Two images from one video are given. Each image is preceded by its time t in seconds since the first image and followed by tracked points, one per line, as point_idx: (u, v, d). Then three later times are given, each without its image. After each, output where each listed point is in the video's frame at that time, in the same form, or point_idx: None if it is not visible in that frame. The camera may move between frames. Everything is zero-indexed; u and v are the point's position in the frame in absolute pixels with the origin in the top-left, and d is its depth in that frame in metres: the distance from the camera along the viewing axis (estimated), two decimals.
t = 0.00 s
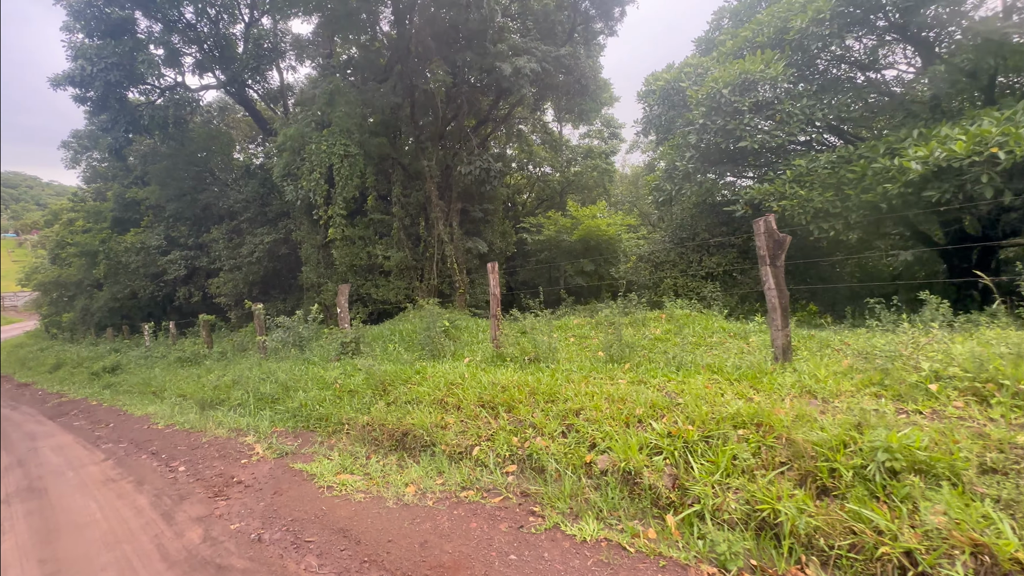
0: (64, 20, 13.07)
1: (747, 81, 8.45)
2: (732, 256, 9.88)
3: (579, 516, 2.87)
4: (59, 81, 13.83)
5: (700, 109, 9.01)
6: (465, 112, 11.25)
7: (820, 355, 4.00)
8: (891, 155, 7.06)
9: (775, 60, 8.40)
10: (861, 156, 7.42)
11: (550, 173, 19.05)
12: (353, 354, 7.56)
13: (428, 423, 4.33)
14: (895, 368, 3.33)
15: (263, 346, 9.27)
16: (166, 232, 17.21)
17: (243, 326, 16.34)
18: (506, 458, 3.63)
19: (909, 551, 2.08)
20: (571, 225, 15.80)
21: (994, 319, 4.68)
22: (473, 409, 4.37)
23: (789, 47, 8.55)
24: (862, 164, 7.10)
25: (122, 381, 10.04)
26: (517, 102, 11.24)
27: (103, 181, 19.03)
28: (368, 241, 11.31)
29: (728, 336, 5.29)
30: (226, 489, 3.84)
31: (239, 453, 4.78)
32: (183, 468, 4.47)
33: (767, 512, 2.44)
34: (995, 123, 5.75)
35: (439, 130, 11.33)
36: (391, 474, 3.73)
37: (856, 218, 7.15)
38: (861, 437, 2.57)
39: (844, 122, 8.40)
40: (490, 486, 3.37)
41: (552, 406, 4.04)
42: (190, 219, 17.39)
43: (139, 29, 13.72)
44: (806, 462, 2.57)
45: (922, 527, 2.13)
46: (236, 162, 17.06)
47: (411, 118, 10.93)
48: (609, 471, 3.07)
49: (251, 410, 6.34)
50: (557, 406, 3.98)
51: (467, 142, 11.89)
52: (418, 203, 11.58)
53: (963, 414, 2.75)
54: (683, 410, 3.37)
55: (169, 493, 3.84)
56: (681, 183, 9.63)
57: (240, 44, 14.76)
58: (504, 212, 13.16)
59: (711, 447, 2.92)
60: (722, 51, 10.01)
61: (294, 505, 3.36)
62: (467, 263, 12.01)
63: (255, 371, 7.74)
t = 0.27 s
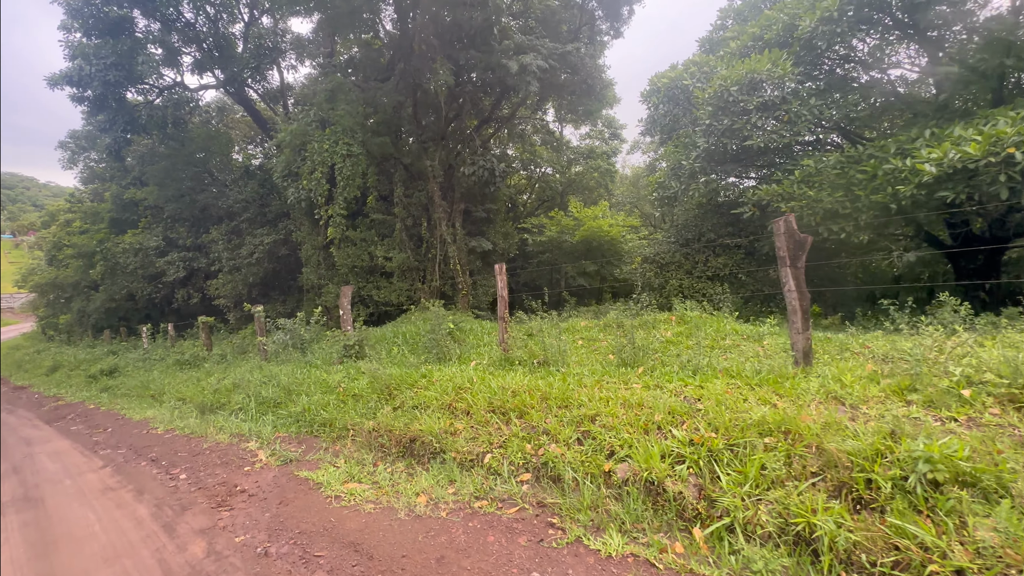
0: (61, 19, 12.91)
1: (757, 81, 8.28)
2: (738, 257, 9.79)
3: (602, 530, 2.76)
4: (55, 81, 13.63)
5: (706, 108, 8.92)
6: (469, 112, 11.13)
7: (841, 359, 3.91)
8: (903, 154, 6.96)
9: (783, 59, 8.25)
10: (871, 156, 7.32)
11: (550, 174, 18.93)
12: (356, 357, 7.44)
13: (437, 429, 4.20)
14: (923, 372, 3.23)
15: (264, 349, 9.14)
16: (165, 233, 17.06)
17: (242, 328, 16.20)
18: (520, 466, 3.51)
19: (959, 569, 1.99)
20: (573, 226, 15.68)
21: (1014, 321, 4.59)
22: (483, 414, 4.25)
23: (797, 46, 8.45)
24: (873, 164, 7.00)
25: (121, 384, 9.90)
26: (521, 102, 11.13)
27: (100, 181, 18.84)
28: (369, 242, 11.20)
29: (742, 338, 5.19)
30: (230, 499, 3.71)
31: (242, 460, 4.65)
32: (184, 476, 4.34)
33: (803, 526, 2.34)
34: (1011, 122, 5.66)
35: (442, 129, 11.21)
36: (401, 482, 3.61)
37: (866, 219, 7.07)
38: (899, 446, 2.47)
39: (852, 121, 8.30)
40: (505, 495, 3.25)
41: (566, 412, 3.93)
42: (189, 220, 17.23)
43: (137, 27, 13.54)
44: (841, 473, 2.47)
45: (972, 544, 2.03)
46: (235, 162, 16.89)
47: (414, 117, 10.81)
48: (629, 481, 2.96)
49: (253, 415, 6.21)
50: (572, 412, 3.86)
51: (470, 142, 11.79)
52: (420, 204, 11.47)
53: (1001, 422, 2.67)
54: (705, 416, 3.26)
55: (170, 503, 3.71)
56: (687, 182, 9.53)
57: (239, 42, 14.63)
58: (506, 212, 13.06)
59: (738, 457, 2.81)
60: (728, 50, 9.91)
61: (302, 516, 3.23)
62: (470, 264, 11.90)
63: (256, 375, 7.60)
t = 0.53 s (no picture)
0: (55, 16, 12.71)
1: (762, 78, 8.24)
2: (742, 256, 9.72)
3: (623, 538, 2.66)
4: (49, 79, 13.43)
5: (710, 107, 8.89)
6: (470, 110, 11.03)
7: (859, 359, 3.82)
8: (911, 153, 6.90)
9: (788, 57, 8.15)
10: (877, 154, 7.26)
11: (549, 174, 18.83)
12: (357, 358, 7.31)
13: (443, 431, 4.09)
14: (948, 372, 3.14)
15: (262, 350, 9.00)
16: (161, 233, 16.87)
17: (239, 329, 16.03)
18: (530, 470, 3.40)
19: None
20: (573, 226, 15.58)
21: None
22: (490, 417, 4.13)
23: (801, 44, 8.37)
24: (880, 162, 6.94)
25: (116, 386, 9.73)
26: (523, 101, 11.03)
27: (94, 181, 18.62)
28: (369, 242, 11.07)
29: (752, 339, 5.09)
30: (230, 505, 3.59)
31: (242, 464, 4.52)
32: (182, 481, 4.21)
33: (835, 534, 2.24)
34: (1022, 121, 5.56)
35: (443, 128, 11.11)
36: (408, 487, 3.51)
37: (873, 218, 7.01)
38: (934, 450, 2.38)
39: (857, 120, 8.23)
40: (517, 501, 3.15)
41: (576, 414, 3.82)
42: (185, 220, 17.04)
43: (133, 25, 13.34)
44: (872, 478, 2.38)
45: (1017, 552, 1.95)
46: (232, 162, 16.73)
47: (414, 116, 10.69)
48: (648, 486, 2.86)
49: (253, 418, 6.07)
50: (583, 415, 3.75)
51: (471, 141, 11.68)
52: (421, 203, 11.35)
53: None
54: (723, 419, 3.16)
55: (168, 509, 3.58)
56: (690, 181, 9.44)
57: (236, 41, 14.51)
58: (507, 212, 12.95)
59: (762, 460, 2.71)
60: (730, 49, 9.86)
61: (306, 524, 3.13)
62: (470, 264, 11.78)
63: (254, 376, 7.47)
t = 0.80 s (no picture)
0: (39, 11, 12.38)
1: (760, 80, 8.27)
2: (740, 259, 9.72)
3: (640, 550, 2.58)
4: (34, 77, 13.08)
5: (708, 108, 8.85)
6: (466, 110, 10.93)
7: (869, 363, 3.77)
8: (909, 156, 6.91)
9: (786, 60, 8.21)
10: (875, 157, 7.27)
11: (544, 176, 18.76)
12: (352, 361, 7.15)
13: (444, 437, 3.97)
14: (964, 375, 3.10)
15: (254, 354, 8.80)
16: (149, 234, 16.55)
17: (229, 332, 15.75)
18: (537, 477, 3.31)
19: None
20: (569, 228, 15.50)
21: None
22: (493, 421, 4.02)
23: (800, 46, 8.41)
24: (878, 164, 6.94)
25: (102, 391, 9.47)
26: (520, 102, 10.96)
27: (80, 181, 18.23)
28: (364, 243, 10.91)
29: (756, 342, 5.03)
30: (223, 517, 3.45)
31: (235, 472, 4.36)
32: (172, 491, 4.05)
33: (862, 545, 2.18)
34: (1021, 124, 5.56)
35: (439, 128, 10.99)
36: (411, 496, 3.40)
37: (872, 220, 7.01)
38: (959, 457, 2.34)
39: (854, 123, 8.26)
40: (526, 511, 3.06)
41: (583, 419, 3.73)
42: (174, 221, 16.73)
43: (121, 21, 13.05)
44: (896, 486, 2.34)
45: None
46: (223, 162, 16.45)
47: (411, 116, 10.56)
48: (662, 495, 2.78)
49: (245, 423, 5.90)
50: (591, 420, 3.66)
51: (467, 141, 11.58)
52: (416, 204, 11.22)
53: None
54: (737, 424, 3.09)
55: (158, 522, 3.43)
56: (687, 182, 9.40)
57: (227, 40, 14.27)
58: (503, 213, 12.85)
59: (780, 467, 2.64)
60: (728, 51, 9.87)
61: (305, 536, 3.03)
62: (466, 266, 11.67)
63: (246, 381, 7.28)
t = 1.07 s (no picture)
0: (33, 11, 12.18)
1: (765, 83, 8.21)
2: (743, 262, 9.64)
3: (665, 568, 2.48)
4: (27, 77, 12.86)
5: (712, 110, 8.79)
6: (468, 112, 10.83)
7: (889, 369, 3.67)
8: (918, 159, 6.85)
9: (791, 62, 8.17)
10: (882, 159, 7.21)
11: (542, 179, 18.71)
12: (352, 366, 6.99)
13: (451, 445, 3.85)
14: (993, 381, 3.01)
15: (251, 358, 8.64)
16: (143, 236, 16.36)
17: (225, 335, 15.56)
18: (550, 488, 3.20)
19: None
20: (568, 231, 15.39)
21: None
22: (502, 429, 3.91)
23: (806, 48, 8.36)
24: (886, 167, 6.88)
25: (95, 396, 9.28)
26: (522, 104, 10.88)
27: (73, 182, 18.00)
28: (364, 246, 10.77)
29: (768, 347, 4.92)
30: (223, 531, 3.30)
31: (233, 481, 4.22)
32: (168, 502, 3.90)
33: (901, 563, 2.09)
34: None
35: (440, 130, 10.88)
36: (419, 509, 3.28)
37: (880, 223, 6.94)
38: (999, 471, 2.26)
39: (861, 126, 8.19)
40: (540, 524, 2.96)
41: (596, 427, 3.63)
42: (169, 223, 16.54)
43: (116, 21, 12.86)
44: (934, 500, 2.27)
45: None
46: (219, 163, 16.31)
47: (412, 118, 10.45)
48: (683, 508, 2.69)
49: (243, 430, 5.74)
50: (604, 428, 3.55)
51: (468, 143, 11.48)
52: (417, 206, 11.11)
53: None
54: (759, 433, 2.99)
55: (153, 536, 3.28)
56: (691, 185, 9.33)
57: (224, 42, 14.16)
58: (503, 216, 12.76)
59: (808, 479, 2.54)
60: (731, 53, 9.83)
61: (308, 552, 2.91)
62: (467, 269, 11.56)
63: (243, 386, 7.12)
